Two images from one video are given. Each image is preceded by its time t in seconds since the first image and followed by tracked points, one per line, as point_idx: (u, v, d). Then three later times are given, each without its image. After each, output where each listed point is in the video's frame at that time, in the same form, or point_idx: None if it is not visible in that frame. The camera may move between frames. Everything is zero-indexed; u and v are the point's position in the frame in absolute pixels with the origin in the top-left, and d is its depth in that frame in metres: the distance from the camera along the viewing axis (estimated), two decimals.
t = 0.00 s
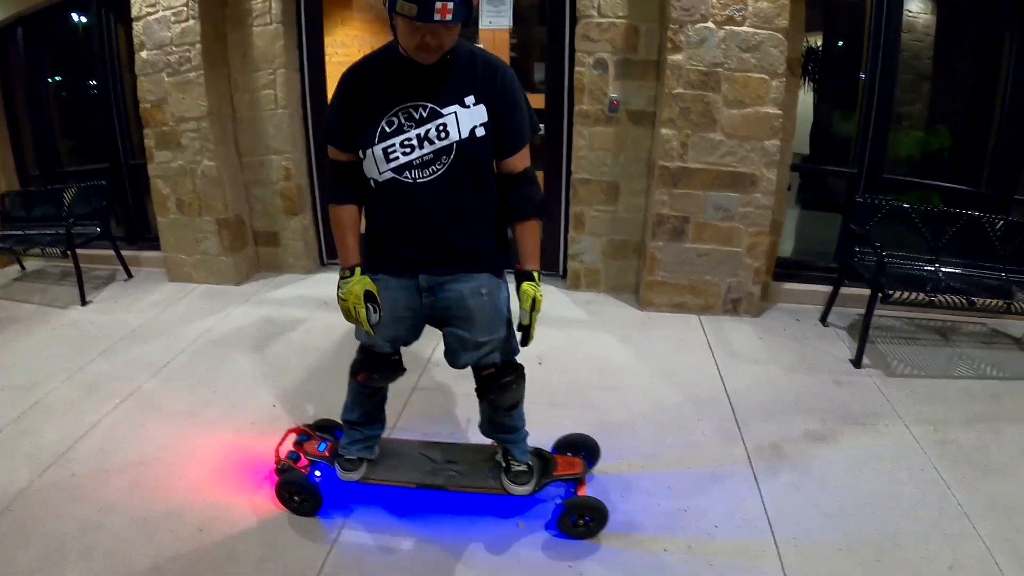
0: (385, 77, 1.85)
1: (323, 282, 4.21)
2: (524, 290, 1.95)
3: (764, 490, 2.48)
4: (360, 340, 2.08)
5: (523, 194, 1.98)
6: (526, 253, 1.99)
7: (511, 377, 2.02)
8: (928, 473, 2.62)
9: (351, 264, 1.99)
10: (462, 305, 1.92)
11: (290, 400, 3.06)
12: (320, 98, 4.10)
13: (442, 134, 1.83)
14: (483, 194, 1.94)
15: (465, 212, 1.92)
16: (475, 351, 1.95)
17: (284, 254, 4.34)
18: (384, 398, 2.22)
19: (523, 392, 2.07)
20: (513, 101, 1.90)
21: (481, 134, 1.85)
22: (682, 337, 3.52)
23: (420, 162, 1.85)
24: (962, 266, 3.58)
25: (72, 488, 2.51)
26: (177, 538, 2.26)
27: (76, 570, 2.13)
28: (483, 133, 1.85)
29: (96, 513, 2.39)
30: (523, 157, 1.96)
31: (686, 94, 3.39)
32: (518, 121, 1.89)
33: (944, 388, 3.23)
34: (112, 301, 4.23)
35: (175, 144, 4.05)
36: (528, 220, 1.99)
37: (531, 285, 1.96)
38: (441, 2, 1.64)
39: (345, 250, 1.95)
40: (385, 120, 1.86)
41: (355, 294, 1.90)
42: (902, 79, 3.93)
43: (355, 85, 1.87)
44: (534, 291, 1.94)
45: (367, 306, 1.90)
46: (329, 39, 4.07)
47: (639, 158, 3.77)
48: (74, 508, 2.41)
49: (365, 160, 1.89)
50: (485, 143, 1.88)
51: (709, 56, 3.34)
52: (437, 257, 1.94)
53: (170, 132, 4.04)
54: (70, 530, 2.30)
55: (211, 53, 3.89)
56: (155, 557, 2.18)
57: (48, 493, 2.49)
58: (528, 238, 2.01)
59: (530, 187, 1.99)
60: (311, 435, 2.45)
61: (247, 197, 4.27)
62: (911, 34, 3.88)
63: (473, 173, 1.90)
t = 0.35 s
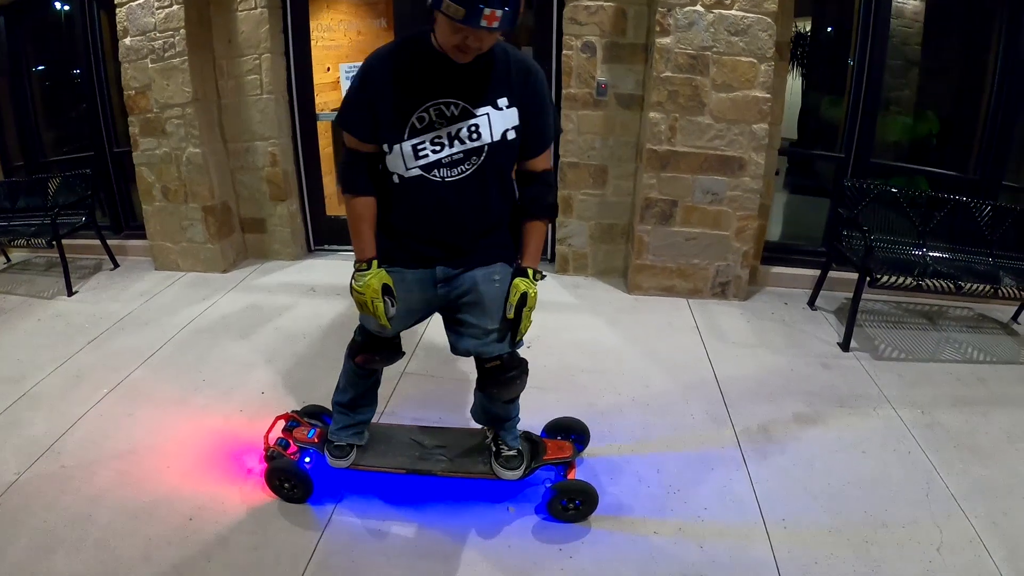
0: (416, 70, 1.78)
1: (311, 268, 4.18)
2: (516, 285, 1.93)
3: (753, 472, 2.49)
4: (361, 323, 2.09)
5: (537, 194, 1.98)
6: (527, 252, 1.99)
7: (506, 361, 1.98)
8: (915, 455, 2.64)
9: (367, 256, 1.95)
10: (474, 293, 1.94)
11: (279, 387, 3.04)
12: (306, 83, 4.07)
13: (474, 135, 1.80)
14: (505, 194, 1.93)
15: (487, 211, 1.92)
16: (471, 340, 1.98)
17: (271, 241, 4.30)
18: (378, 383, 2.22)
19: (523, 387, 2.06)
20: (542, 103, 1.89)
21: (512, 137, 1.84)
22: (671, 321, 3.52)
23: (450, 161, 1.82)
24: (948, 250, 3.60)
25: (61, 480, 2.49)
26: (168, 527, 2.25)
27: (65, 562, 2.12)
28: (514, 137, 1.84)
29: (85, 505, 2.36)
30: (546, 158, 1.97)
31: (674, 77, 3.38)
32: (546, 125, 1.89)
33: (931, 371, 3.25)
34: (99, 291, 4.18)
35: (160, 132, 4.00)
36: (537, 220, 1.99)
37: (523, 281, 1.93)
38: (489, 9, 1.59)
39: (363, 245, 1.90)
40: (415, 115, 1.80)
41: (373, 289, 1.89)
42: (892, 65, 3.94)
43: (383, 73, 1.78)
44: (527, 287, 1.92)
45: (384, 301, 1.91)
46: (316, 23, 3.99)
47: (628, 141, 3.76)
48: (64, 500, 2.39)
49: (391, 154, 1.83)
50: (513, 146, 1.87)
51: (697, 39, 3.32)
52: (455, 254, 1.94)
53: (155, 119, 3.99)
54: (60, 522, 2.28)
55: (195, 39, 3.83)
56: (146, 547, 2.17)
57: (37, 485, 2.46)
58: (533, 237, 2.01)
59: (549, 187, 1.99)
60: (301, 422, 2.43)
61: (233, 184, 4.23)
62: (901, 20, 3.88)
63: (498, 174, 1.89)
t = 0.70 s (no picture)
0: (437, 60, 1.75)
1: (300, 256, 4.15)
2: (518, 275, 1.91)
3: (744, 456, 2.50)
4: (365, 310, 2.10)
5: (552, 185, 1.97)
6: (537, 237, 1.98)
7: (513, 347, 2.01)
8: (905, 439, 2.66)
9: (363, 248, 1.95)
10: (483, 278, 1.94)
11: (270, 376, 3.02)
12: (293, 70, 4.04)
13: (494, 127, 1.79)
14: (521, 185, 1.94)
15: (502, 201, 1.92)
16: (475, 327, 1.99)
17: (259, 230, 4.27)
18: (379, 371, 2.22)
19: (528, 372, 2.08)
20: (560, 94, 1.89)
21: (531, 130, 1.84)
22: (661, 306, 3.53)
23: (469, 152, 1.81)
24: (937, 235, 3.60)
25: (51, 473, 2.47)
26: (160, 518, 2.24)
27: (59, 554, 2.11)
28: (533, 129, 1.84)
29: (78, 497, 2.35)
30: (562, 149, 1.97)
31: (663, 62, 3.37)
32: (565, 117, 1.89)
33: (920, 355, 3.26)
34: (87, 283, 4.14)
35: (146, 121, 3.96)
36: (547, 209, 1.99)
37: (528, 269, 1.92)
38: (490, 12, 1.57)
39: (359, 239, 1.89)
40: (435, 104, 1.78)
41: (363, 284, 1.88)
42: (882, 51, 3.94)
43: (401, 62, 1.76)
44: (529, 276, 1.90)
45: (373, 297, 1.90)
46: (303, 9, 3.95)
47: (617, 127, 3.75)
48: (54, 493, 2.37)
49: (408, 144, 1.82)
50: (532, 138, 1.87)
51: (687, 24, 3.31)
52: (468, 243, 1.94)
53: (141, 108, 3.94)
54: (51, 515, 2.26)
55: (181, 26, 3.79)
56: (138, 538, 2.16)
57: (28, 478, 2.45)
58: (542, 225, 2.00)
59: (565, 178, 1.99)
60: (298, 411, 2.40)
61: (220, 172, 4.19)
62: (891, 7, 3.88)
63: (516, 165, 1.89)
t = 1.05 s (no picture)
0: (440, 58, 1.75)
1: (293, 253, 4.14)
2: (517, 273, 1.92)
3: (737, 450, 2.50)
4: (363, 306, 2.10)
5: (556, 183, 2.00)
6: (539, 236, 1.98)
7: (512, 344, 2.01)
8: (897, 432, 2.67)
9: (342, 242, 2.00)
10: (483, 275, 1.93)
11: (263, 372, 3.01)
12: (284, 65, 4.02)
13: (496, 126, 1.79)
14: (524, 184, 1.94)
15: (503, 199, 1.92)
16: (474, 324, 1.99)
17: (252, 226, 4.26)
18: (375, 367, 2.22)
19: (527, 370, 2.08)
20: (563, 94, 1.88)
21: (533, 129, 1.84)
22: (654, 300, 3.53)
23: (471, 151, 1.81)
24: (929, 229, 3.63)
25: (43, 471, 2.46)
26: (153, 515, 2.23)
27: (53, 553, 2.09)
28: (535, 128, 1.84)
29: (71, 496, 2.34)
30: (565, 148, 1.97)
31: (656, 57, 3.36)
32: (567, 116, 1.89)
33: (913, 350, 3.28)
34: (79, 280, 4.12)
35: (138, 117, 3.93)
36: (550, 208, 1.99)
37: (528, 268, 1.94)
38: (478, 12, 1.57)
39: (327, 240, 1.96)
40: (438, 103, 1.78)
41: (330, 284, 2.00)
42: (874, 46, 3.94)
43: (405, 60, 1.76)
44: (529, 274, 1.92)
45: (342, 295, 2.01)
46: (295, 4, 3.93)
47: (610, 122, 3.75)
48: (47, 491, 2.36)
49: (411, 142, 1.83)
50: (534, 137, 1.87)
51: (679, 19, 3.31)
52: (469, 242, 1.93)
53: (132, 105, 3.92)
54: (44, 513, 2.26)
55: (172, 22, 3.76)
56: (132, 535, 2.15)
57: (21, 477, 2.43)
58: (544, 224, 2.01)
59: (570, 177, 2.01)
60: (293, 409, 2.40)
61: (213, 169, 4.17)
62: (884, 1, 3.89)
63: (518, 165, 1.89)
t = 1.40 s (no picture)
0: (437, 69, 1.77)
1: (293, 261, 4.15)
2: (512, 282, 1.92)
3: (735, 459, 2.51)
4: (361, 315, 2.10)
5: (553, 192, 1.99)
6: (536, 246, 1.97)
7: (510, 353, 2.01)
8: (896, 440, 2.68)
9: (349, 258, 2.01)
10: (481, 286, 1.94)
11: (263, 380, 3.02)
12: (285, 73, 4.04)
13: (492, 136, 1.81)
14: (520, 193, 1.95)
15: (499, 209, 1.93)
16: (471, 334, 1.99)
17: (252, 233, 4.26)
18: (375, 377, 2.23)
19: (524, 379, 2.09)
20: (558, 103, 1.90)
21: (529, 139, 1.85)
22: (653, 309, 3.54)
23: (467, 161, 1.82)
24: (928, 239, 3.61)
25: (43, 478, 2.46)
26: (153, 522, 2.23)
27: (52, 561, 2.09)
28: (531, 138, 1.86)
29: (70, 502, 2.34)
30: (561, 158, 1.98)
31: (655, 67, 3.38)
32: (563, 126, 1.90)
33: (911, 358, 3.29)
34: (78, 287, 4.13)
35: (139, 124, 3.95)
36: (547, 215, 1.99)
37: (523, 278, 1.92)
38: (478, 10, 1.58)
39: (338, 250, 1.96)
40: (434, 113, 1.79)
41: (343, 296, 1.95)
42: (872, 55, 3.96)
43: (401, 72, 1.77)
44: (523, 284, 1.90)
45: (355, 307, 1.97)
46: (295, 13, 3.95)
47: (610, 132, 3.76)
48: (46, 498, 2.36)
49: (407, 153, 1.84)
50: (529, 147, 1.89)
51: (678, 30, 3.33)
52: (464, 251, 1.94)
53: (133, 112, 3.93)
54: (43, 520, 2.26)
55: (174, 29, 3.78)
56: (131, 543, 2.16)
57: (20, 484, 2.43)
58: (540, 232, 2.00)
59: (567, 186, 2.01)
60: (293, 417, 2.41)
61: (213, 176, 4.18)
62: (882, 11, 3.92)
63: (514, 174, 1.90)
